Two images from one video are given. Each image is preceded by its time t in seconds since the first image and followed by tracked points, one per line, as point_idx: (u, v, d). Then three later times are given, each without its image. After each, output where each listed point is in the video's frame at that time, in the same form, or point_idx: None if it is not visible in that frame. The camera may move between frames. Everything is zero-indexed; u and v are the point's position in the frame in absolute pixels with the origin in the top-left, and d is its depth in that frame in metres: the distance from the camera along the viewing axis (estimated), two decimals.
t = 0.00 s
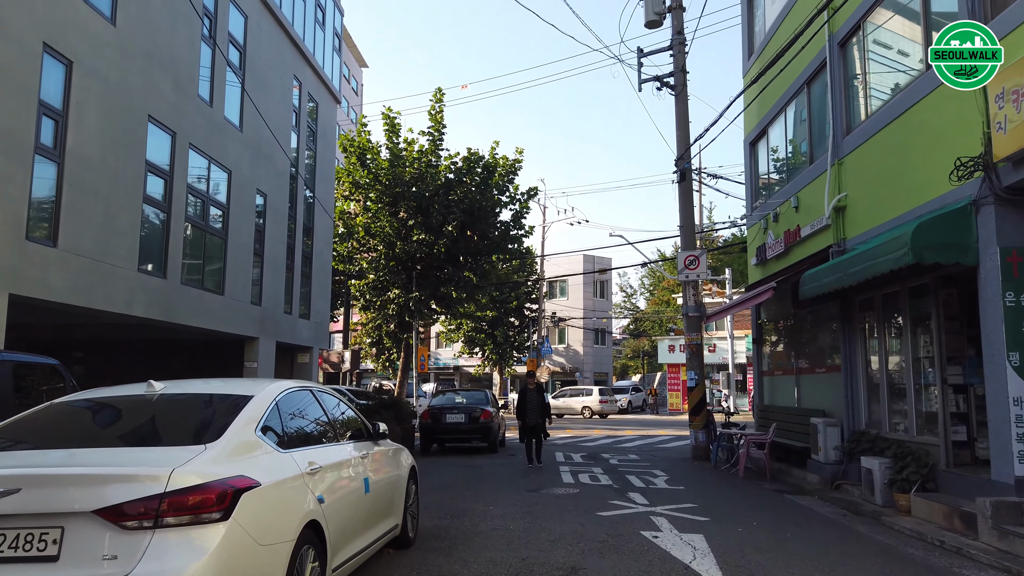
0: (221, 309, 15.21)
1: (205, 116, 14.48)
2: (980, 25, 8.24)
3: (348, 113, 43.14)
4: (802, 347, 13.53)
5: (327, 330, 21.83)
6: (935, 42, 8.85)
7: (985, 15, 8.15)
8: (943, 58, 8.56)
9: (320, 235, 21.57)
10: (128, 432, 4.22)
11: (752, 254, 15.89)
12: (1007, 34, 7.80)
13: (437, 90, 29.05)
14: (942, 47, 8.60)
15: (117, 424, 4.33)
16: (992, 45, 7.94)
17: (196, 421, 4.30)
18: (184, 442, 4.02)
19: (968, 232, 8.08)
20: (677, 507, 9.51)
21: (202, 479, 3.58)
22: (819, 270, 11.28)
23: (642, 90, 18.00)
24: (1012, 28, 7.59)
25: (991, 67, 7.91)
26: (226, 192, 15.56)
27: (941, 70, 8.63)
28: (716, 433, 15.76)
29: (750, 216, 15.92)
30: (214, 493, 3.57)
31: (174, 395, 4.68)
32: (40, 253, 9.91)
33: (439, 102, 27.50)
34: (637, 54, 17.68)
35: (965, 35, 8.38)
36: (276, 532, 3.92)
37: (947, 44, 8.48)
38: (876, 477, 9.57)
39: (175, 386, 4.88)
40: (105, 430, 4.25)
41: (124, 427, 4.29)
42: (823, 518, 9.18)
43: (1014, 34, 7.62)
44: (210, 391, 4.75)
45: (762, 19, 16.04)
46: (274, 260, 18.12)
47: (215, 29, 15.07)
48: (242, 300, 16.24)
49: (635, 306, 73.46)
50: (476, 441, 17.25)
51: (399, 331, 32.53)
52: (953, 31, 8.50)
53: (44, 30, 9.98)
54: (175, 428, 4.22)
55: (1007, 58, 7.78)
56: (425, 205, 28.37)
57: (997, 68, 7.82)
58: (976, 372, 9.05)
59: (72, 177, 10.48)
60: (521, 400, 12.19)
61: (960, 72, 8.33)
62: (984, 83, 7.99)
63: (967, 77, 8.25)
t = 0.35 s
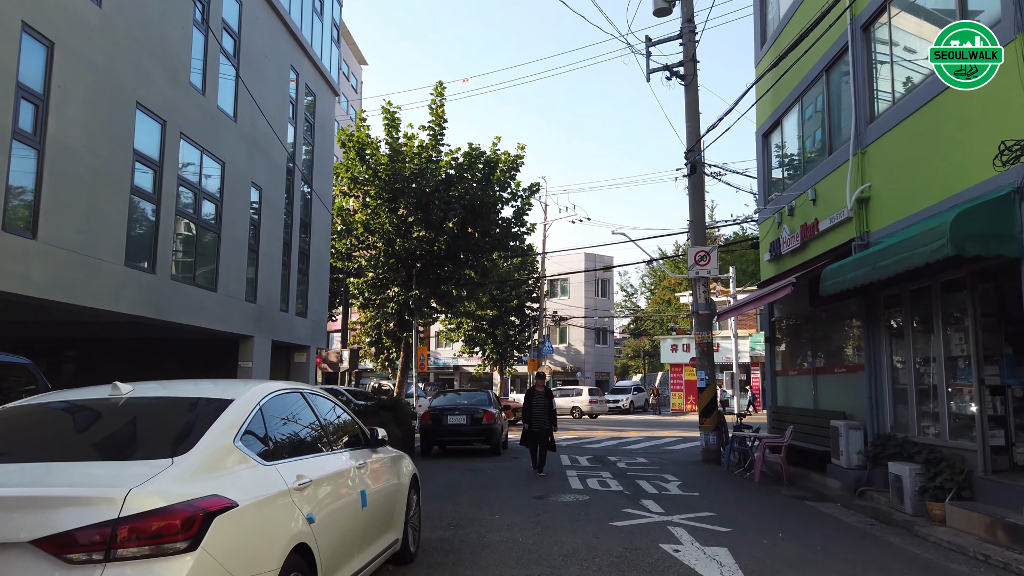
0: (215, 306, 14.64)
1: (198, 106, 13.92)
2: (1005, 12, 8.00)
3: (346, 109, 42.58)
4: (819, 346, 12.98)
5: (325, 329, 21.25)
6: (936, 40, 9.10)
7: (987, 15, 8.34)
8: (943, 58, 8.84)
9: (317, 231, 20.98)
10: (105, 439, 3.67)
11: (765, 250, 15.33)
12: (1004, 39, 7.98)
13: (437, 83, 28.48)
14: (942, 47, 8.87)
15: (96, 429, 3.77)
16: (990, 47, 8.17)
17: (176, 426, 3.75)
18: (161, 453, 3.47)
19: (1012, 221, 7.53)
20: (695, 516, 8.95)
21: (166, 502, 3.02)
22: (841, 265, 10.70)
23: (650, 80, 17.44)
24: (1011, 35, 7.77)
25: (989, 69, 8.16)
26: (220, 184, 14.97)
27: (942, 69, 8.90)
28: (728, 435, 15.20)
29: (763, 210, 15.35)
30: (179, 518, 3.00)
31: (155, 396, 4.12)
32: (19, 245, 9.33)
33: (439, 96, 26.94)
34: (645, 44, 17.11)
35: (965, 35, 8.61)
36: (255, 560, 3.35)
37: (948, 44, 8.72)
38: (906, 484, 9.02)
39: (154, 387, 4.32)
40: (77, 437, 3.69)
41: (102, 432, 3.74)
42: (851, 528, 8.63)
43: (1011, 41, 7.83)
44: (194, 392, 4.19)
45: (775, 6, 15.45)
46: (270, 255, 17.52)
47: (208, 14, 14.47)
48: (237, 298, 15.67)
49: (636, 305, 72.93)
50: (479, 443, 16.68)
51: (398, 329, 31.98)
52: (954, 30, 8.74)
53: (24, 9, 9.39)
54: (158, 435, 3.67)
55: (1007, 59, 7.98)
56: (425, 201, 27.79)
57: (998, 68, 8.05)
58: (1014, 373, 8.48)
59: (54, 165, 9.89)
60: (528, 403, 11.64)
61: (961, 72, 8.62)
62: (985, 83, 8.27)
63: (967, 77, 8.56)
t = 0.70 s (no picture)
0: (204, 302, 14.09)
1: (187, 92, 13.36)
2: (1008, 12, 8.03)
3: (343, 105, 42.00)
4: (833, 342, 12.46)
5: (319, 326, 20.68)
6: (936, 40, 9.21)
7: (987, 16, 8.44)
8: (943, 58, 8.95)
9: (312, 226, 20.42)
10: (68, 436, 3.15)
11: (775, 243, 14.80)
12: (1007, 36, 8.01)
13: (435, 76, 27.91)
14: (943, 47, 8.98)
15: (54, 427, 3.24)
16: (991, 46, 8.24)
17: (142, 424, 3.22)
18: (118, 458, 2.93)
19: None
20: (710, 522, 8.43)
21: (96, 521, 2.48)
22: (861, 256, 10.17)
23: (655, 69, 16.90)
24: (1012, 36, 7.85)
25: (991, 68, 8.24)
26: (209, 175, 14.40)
27: (942, 68, 9.00)
28: (737, 436, 14.68)
29: (773, 203, 14.82)
30: (112, 542, 2.46)
31: (121, 390, 3.59)
32: None
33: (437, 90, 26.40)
34: (651, 31, 16.58)
35: (965, 35, 8.71)
36: None
37: (948, 43, 8.81)
38: (933, 488, 8.49)
39: (120, 380, 3.80)
40: (26, 435, 3.17)
41: (67, 427, 3.23)
42: (876, 534, 8.10)
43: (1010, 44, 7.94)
44: (165, 385, 3.67)
45: None
46: (263, 250, 16.95)
47: None
48: (228, 293, 15.13)
49: (635, 304, 72.42)
50: (478, 443, 16.13)
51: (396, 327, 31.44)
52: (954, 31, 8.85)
53: None
54: (122, 434, 3.14)
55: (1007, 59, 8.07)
56: (423, 196, 27.22)
57: (998, 68, 8.14)
58: None
59: (26, 150, 9.32)
60: (532, 403, 11.08)
61: (961, 72, 8.70)
62: (984, 83, 8.37)
63: (967, 77, 8.65)
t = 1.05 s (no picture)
0: (191, 297, 13.51)
1: (172, 77, 12.78)
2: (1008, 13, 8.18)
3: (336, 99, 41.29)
4: (848, 338, 11.94)
5: (313, 323, 20.09)
6: (936, 41, 9.33)
7: (987, 16, 8.55)
8: (943, 58, 9.05)
9: (306, 221, 19.83)
10: (22, 437, 2.75)
11: (785, 236, 14.29)
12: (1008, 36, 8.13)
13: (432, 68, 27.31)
14: (942, 47, 9.10)
15: (2, 429, 2.80)
16: (992, 45, 8.35)
17: (103, 426, 2.78)
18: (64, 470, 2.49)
19: None
20: (726, 528, 7.92)
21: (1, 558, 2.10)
22: (882, 248, 9.65)
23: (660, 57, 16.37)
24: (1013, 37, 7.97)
25: (993, 67, 8.35)
26: (195, 165, 13.82)
27: (942, 68, 9.09)
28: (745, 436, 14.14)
29: (783, 194, 14.28)
30: None
31: (72, 388, 3.10)
32: None
33: (434, 82, 25.83)
34: (655, 17, 16.05)
35: (965, 35, 8.82)
36: None
37: (948, 43, 8.92)
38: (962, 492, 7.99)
39: (72, 378, 3.30)
40: None
41: (27, 424, 2.82)
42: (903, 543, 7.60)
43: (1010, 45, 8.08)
44: (132, 382, 3.20)
45: None
46: (253, 244, 16.37)
47: None
48: (217, 288, 14.56)
49: (633, 304, 71.88)
50: (477, 444, 15.58)
51: (392, 325, 30.86)
52: (953, 31, 8.98)
53: None
54: (81, 435, 2.72)
55: (1007, 59, 8.20)
56: (419, 191, 26.65)
57: (998, 68, 8.26)
58: None
59: None
60: (536, 403, 10.47)
61: (961, 72, 8.81)
62: (984, 83, 8.47)
63: (967, 77, 8.75)
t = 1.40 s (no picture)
0: (175, 291, 12.94)
1: (156, 62, 12.22)
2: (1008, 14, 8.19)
3: (330, 94, 40.73)
4: (862, 334, 11.46)
5: (305, 320, 19.53)
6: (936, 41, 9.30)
7: (987, 16, 8.54)
8: (943, 58, 9.02)
9: (297, 214, 19.25)
10: None
11: (794, 230, 13.81)
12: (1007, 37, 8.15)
13: (428, 60, 26.75)
14: (942, 47, 9.08)
15: None
16: (992, 45, 8.36)
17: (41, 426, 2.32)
18: None
19: None
20: (744, 536, 7.43)
21: None
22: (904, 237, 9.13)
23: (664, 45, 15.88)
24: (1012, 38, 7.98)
25: (992, 67, 8.36)
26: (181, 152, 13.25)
27: (942, 68, 9.07)
28: (751, 436, 13.67)
29: (792, 186, 13.78)
30: None
31: (10, 382, 2.63)
32: None
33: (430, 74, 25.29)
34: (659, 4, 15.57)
35: (965, 35, 8.81)
36: None
37: (948, 44, 8.90)
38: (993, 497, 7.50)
39: (15, 369, 2.82)
40: None
41: None
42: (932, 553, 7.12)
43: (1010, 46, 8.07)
44: (87, 374, 2.75)
45: None
46: (243, 237, 15.79)
47: None
48: (205, 282, 14.01)
49: (629, 302, 71.45)
50: (474, 444, 15.05)
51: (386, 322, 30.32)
52: (953, 32, 8.97)
53: None
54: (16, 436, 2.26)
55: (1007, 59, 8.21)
56: (414, 185, 26.08)
57: (998, 68, 8.26)
58: None
59: None
60: (546, 405, 9.74)
61: (961, 72, 8.81)
62: (985, 82, 8.47)
63: (967, 77, 8.75)
